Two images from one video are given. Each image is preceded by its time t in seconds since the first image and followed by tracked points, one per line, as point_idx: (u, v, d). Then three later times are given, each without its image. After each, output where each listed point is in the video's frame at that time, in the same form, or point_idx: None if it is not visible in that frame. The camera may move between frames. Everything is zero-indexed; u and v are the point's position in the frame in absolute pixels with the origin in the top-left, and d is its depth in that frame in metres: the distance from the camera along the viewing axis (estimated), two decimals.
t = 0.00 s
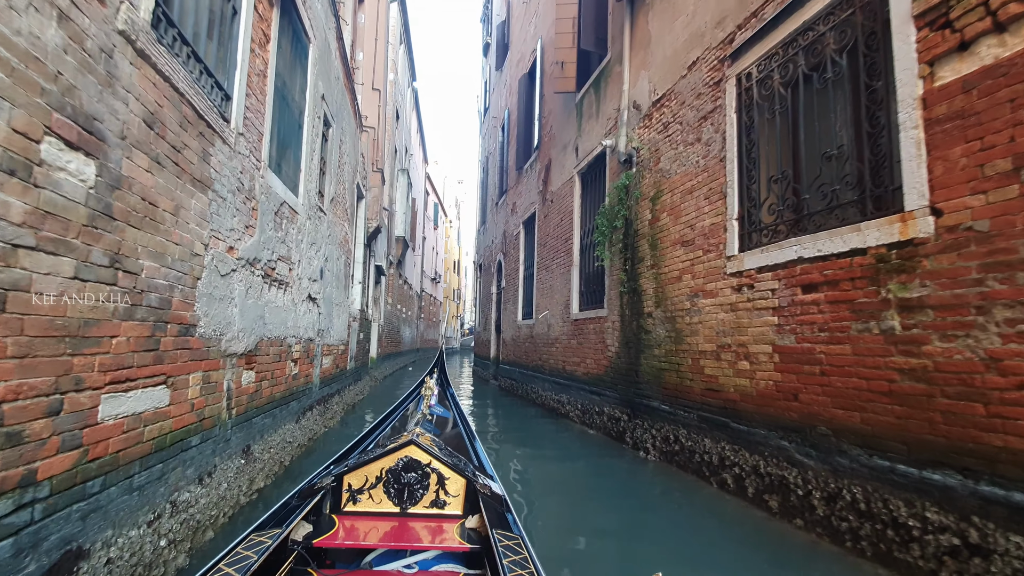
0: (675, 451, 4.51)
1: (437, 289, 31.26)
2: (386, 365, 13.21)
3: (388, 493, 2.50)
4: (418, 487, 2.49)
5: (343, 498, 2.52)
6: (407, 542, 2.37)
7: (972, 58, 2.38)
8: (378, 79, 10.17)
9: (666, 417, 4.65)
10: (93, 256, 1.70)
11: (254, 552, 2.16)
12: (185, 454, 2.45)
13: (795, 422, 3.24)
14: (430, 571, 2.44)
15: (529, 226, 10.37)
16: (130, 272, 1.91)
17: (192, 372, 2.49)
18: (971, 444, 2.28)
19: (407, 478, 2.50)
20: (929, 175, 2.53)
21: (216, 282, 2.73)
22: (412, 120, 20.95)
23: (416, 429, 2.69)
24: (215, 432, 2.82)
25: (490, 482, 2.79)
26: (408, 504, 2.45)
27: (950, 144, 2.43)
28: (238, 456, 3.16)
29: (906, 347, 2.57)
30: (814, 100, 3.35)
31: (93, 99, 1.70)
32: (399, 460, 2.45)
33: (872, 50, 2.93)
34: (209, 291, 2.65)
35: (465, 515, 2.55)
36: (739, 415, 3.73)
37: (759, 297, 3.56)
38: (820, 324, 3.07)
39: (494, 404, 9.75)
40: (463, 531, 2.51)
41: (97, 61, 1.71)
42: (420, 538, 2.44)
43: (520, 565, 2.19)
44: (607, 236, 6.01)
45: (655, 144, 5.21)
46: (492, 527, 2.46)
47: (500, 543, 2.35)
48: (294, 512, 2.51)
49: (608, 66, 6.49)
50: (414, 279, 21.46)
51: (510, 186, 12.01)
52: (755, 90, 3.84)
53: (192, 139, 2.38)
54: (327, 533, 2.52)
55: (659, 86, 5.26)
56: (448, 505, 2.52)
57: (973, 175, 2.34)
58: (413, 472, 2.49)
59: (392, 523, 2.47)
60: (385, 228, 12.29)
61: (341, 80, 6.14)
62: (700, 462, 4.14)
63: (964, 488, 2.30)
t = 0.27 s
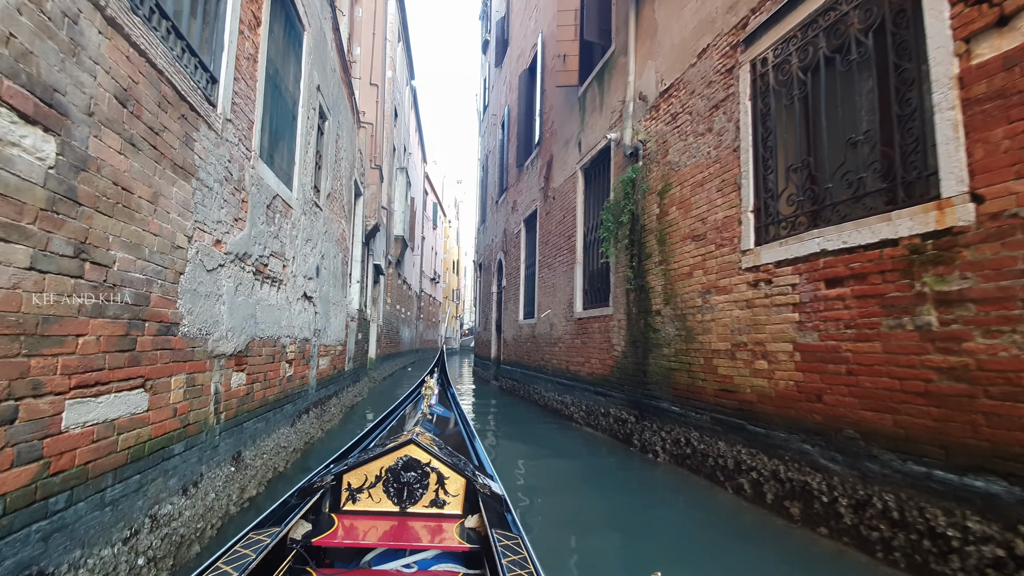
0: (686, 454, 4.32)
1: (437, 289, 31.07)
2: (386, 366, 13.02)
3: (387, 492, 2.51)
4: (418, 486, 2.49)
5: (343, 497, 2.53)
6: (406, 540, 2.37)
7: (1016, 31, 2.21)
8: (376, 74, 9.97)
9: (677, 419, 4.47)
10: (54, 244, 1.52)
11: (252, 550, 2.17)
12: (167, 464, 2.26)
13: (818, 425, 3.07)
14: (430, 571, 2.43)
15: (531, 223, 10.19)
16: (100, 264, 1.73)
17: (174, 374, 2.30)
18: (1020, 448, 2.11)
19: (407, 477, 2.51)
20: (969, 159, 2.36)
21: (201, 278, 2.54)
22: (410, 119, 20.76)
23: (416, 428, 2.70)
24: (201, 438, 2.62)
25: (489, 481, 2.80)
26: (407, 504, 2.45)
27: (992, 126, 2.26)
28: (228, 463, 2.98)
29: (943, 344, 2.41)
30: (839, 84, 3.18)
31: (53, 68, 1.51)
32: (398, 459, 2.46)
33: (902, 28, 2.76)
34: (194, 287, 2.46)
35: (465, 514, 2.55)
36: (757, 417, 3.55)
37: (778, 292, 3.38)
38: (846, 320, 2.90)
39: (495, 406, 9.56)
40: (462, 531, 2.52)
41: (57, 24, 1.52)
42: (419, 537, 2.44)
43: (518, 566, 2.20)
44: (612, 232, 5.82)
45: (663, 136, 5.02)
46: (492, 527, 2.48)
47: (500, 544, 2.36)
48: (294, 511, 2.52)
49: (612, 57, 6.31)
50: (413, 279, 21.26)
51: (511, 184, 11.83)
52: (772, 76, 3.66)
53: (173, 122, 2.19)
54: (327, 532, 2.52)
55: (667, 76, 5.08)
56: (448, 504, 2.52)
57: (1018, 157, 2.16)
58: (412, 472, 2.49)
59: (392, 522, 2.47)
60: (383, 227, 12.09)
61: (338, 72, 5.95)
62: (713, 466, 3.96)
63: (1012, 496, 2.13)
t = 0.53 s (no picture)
0: (702, 458, 4.14)
1: (439, 290, 30.89)
2: (388, 367, 12.84)
3: (392, 491, 2.54)
4: (422, 485, 2.53)
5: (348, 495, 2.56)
6: (410, 539, 2.40)
7: None
8: (377, 70, 9.80)
9: (691, 421, 4.29)
10: (15, 231, 1.35)
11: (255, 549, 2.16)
12: (153, 475, 2.09)
13: (847, 428, 2.89)
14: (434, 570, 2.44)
15: (534, 222, 10.02)
16: (72, 256, 1.56)
17: (161, 377, 2.14)
18: None
19: (412, 476, 2.54)
20: (1015, 141, 2.19)
21: (191, 274, 2.37)
22: (412, 119, 20.57)
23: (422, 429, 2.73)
24: (193, 445, 2.45)
25: (493, 483, 2.82)
26: (412, 501, 2.49)
27: None
28: (223, 470, 2.81)
29: (990, 340, 2.24)
30: (866, 67, 3.02)
31: (15, 33, 1.35)
32: (404, 458, 2.50)
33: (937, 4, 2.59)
34: (182, 284, 2.28)
35: (469, 514, 2.57)
36: (780, 420, 3.37)
37: (801, 288, 3.21)
38: (877, 316, 2.73)
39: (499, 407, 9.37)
40: (467, 530, 2.51)
41: None
42: (424, 537, 2.45)
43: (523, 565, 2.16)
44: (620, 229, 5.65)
45: (674, 127, 4.84)
46: (495, 527, 2.49)
47: (504, 543, 2.36)
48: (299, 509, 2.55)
49: (619, 48, 6.13)
50: (415, 279, 21.08)
51: (514, 182, 11.66)
52: (792, 61, 3.49)
53: (157, 105, 2.02)
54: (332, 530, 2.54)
55: (678, 66, 4.90)
56: (453, 503, 2.56)
57: None
58: (417, 471, 2.54)
59: (397, 520, 2.49)
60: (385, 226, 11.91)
61: (338, 65, 5.78)
62: (732, 471, 3.78)
63: None
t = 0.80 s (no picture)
0: (726, 463, 3.95)
1: (446, 291, 30.77)
2: (395, 368, 12.71)
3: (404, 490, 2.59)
4: (434, 484, 2.58)
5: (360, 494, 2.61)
6: (422, 538, 2.43)
7: None
8: (383, 66, 9.65)
9: (714, 424, 4.10)
10: None
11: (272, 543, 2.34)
12: (145, 486, 1.92)
13: (889, 433, 2.70)
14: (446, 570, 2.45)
15: (543, 220, 9.83)
16: (48, 247, 1.42)
17: (154, 381, 1.98)
18: None
19: (424, 475, 2.59)
20: None
21: (187, 270, 2.21)
22: (417, 118, 20.44)
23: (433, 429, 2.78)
24: (191, 454, 2.29)
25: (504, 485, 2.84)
26: (424, 500, 2.56)
27: None
28: (223, 478, 2.65)
29: None
30: (904, 46, 2.83)
31: None
32: (416, 458, 2.56)
33: None
34: (178, 281, 2.13)
35: (480, 514, 2.60)
36: (812, 423, 3.18)
37: (835, 283, 3.02)
38: (922, 311, 2.54)
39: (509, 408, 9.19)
40: (478, 531, 2.54)
41: None
42: (435, 536, 2.48)
43: (533, 566, 2.23)
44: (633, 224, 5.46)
45: (692, 117, 4.65)
46: (507, 527, 2.53)
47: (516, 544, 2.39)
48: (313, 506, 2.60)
49: (631, 39, 5.94)
50: (422, 280, 20.94)
51: (521, 180, 11.48)
52: (821, 42, 3.30)
53: (146, 86, 1.87)
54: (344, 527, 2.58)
55: (694, 54, 4.71)
56: (464, 503, 2.61)
57: None
58: (429, 470, 2.58)
59: (408, 520, 2.54)
60: (391, 226, 11.78)
61: (343, 59, 5.64)
62: (760, 477, 3.59)
63: None
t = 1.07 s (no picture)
0: (749, 468, 3.77)
1: (451, 292, 30.66)
2: (401, 370, 12.59)
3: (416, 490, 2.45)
4: (446, 486, 2.42)
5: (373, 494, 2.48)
6: (433, 539, 2.27)
7: None
8: (388, 64, 9.55)
9: (736, 427, 3.92)
10: None
11: (287, 541, 2.24)
12: (134, 501, 1.77)
13: (934, 437, 2.51)
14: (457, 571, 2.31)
15: (551, 218, 9.67)
16: (16, 238, 1.28)
17: (145, 387, 1.83)
18: None
19: (436, 477, 2.44)
20: None
21: (181, 267, 2.06)
22: (422, 119, 20.35)
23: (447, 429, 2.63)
24: (186, 464, 2.14)
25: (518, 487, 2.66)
26: (435, 502, 2.39)
27: None
28: (222, 488, 2.49)
29: None
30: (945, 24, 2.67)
31: None
32: (428, 459, 2.41)
33: None
34: (170, 279, 1.98)
35: (492, 517, 2.43)
36: (846, 428, 2.99)
37: (871, 277, 2.85)
38: (971, 305, 2.36)
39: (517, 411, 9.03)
40: (490, 533, 2.37)
41: None
42: (446, 538, 2.32)
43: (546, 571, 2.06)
44: (646, 220, 5.28)
45: (708, 108, 4.47)
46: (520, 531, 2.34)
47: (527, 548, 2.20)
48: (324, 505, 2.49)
49: (642, 30, 5.77)
50: (428, 281, 20.82)
51: (528, 179, 11.32)
52: (851, 23, 3.13)
53: (131, 66, 1.72)
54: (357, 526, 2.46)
55: (710, 42, 4.54)
56: (475, 506, 2.43)
57: None
58: (441, 472, 2.41)
59: (419, 521, 2.39)
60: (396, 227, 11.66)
61: (347, 54, 5.51)
62: (788, 483, 3.41)
63: None
